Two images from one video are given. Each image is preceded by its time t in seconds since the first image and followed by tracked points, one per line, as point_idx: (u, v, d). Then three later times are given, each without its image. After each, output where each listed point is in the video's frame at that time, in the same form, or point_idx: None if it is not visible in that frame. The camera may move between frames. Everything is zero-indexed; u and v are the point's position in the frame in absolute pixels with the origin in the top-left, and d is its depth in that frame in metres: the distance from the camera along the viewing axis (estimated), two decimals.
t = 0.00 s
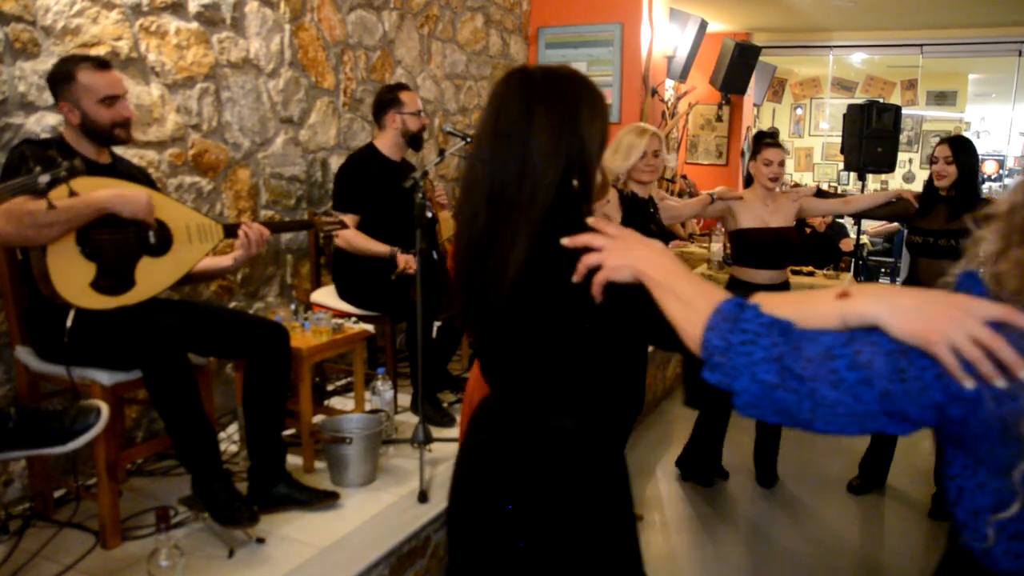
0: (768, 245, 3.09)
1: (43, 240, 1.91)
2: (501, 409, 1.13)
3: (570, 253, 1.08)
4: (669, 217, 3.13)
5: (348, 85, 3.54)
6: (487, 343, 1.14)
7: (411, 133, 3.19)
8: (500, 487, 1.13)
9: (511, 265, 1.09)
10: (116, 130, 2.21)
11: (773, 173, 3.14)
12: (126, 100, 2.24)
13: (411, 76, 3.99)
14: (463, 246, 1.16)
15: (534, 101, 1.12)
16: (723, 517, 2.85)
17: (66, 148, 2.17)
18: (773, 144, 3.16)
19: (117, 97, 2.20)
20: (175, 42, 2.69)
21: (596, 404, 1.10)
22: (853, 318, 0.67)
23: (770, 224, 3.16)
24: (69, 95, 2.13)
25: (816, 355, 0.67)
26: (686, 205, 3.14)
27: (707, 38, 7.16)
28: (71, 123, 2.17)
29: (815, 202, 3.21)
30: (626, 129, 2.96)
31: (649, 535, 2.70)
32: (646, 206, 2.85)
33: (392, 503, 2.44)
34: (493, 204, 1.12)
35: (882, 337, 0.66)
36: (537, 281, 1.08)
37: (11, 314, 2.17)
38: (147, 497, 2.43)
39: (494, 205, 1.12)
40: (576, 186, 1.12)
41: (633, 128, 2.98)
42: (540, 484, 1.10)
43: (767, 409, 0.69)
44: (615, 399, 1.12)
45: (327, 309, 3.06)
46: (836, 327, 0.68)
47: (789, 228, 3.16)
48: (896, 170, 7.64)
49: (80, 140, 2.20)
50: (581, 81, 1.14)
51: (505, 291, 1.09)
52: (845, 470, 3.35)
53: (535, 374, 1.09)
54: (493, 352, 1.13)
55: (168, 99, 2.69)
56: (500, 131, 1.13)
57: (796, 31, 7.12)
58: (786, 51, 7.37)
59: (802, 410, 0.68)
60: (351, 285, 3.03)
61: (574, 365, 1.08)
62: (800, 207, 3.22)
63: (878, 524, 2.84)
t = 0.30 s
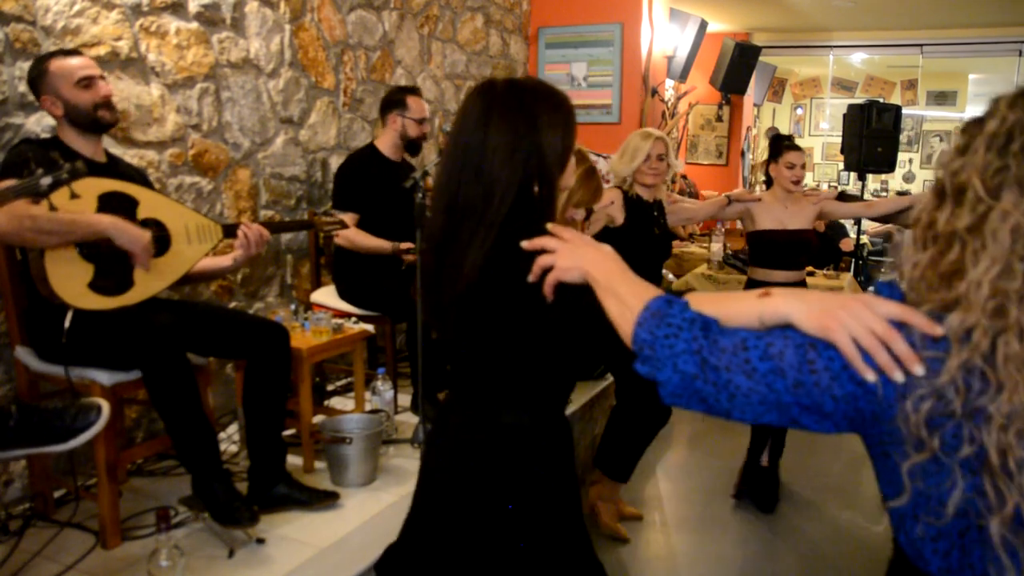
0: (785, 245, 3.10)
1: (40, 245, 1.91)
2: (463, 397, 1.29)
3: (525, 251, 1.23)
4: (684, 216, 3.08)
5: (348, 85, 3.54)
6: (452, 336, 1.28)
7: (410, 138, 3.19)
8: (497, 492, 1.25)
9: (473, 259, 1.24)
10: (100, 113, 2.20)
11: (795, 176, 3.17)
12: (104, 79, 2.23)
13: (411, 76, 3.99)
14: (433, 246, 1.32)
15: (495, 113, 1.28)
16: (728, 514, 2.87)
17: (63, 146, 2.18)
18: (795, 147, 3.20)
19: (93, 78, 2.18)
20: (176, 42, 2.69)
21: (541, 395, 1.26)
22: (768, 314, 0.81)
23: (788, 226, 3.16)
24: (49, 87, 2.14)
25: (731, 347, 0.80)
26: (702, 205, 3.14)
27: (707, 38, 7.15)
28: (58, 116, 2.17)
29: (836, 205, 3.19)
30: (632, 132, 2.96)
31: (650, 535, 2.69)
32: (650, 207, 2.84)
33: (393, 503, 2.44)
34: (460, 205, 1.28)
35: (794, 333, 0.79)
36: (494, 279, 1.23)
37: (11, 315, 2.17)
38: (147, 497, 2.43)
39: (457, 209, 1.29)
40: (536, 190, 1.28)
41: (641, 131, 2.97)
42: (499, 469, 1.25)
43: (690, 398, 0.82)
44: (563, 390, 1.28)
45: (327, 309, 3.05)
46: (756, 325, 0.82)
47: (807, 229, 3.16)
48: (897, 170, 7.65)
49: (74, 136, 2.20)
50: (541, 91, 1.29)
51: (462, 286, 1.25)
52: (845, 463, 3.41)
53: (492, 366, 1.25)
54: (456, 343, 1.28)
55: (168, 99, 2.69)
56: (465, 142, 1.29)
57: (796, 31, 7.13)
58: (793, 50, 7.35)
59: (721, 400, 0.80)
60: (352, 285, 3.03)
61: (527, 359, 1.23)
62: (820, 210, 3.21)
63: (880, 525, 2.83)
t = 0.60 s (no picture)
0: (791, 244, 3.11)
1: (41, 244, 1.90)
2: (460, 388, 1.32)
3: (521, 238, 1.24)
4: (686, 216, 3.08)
5: (348, 86, 3.54)
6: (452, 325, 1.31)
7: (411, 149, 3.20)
8: (496, 491, 1.28)
9: (469, 247, 1.26)
10: (101, 111, 2.20)
11: (805, 173, 3.13)
12: (105, 78, 2.23)
13: (411, 76, 3.99)
14: (431, 238, 1.34)
15: (493, 105, 1.29)
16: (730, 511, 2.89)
17: (63, 145, 2.18)
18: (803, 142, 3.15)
19: (95, 78, 2.19)
20: (175, 42, 2.70)
21: (538, 385, 1.28)
22: (760, 293, 0.84)
23: (796, 224, 3.16)
24: (49, 86, 2.13)
25: (721, 324, 0.81)
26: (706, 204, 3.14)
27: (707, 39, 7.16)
28: (58, 116, 2.17)
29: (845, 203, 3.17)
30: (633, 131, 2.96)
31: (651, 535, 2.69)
32: (650, 207, 2.84)
33: (393, 503, 2.44)
34: (457, 195, 1.30)
35: (784, 311, 0.80)
36: (489, 267, 1.24)
37: (11, 315, 2.17)
38: (147, 497, 2.43)
39: (456, 200, 1.30)
40: (533, 181, 1.29)
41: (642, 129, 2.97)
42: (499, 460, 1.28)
43: (681, 374, 0.82)
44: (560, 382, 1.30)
45: (327, 309, 3.05)
46: (748, 303, 0.85)
47: (814, 228, 3.16)
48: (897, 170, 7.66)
49: (74, 136, 2.20)
50: (538, 84, 1.31)
51: (459, 276, 1.27)
52: (851, 462, 3.39)
53: (489, 355, 1.27)
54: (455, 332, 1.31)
55: (168, 100, 2.69)
56: (463, 134, 1.31)
57: (796, 32, 7.14)
58: (790, 52, 7.36)
59: (711, 375, 0.80)
60: (352, 285, 3.03)
61: (525, 348, 1.26)
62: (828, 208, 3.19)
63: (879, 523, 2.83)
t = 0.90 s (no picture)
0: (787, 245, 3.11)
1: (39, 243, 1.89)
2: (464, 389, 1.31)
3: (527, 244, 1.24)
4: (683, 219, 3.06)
5: (348, 85, 3.54)
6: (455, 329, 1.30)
7: (414, 149, 3.20)
8: (497, 491, 1.28)
9: (474, 251, 1.26)
10: (103, 112, 2.20)
11: (799, 173, 3.15)
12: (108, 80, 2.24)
13: (411, 76, 3.99)
14: (437, 244, 1.33)
15: (501, 111, 1.29)
16: (730, 511, 2.88)
17: (63, 145, 2.17)
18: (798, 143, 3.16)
19: (99, 79, 2.20)
20: (175, 41, 2.69)
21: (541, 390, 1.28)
22: (775, 310, 0.83)
23: (792, 226, 3.14)
24: (53, 86, 2.14)
25: (733, 339, 0.81)
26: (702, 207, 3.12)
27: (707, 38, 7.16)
28: (60, 115, 2.17)
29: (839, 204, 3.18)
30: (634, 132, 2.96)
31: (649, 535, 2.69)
32: (650, 208, 2.84)
33: (393, 503, 2.44)
34: (462, 199, 1.30)
35: (796, 329, 0.81)
36: (494, 272, 1.25)
37: (11, 315, 2.18)
38: (147, 496, 2.43)
39: (462, 204, 1.30)
40: (540, 187, 1.28)
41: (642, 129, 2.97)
42: (498, 465, 1.28)
43: (691, 387, 0.83)
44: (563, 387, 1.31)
45: (327, 309, 3.05)
46: (762, 320, 0.84)
47: (810, 229, 3.15)
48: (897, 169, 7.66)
49: (75, 136, 2.20)
50: (545, 92, 1.31)
51: (463, 279, 1.27)
52: (853, 463, 3.37)
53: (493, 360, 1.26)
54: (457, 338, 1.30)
55: (168, 99, 2.69)
56: (472, 138, 1.30)
57: (796, 31, 7.13)
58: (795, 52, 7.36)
59: (721, 389, 0.81)
60: (352, 285, 3.03)
61: (529, 353, 1.25)
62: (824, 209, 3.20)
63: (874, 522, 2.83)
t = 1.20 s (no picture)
0: (768, 245, 3.08)
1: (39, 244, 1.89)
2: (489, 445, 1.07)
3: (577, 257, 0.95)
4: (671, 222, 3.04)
5: (348, 86, 3.54)
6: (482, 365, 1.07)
7: (407, 143, 3.17)
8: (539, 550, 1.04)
9: (516, 267, 0.97)
10: (102, 112, 2.20)
11: (779, 172, 3.18)
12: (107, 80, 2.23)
13: (411, 76, 3.99)
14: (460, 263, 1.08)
15: (537, 106, 1.03)
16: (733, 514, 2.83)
17: (63, 146, 2.17)
18: (779, 143, 3.20)
19: (98, 79, 2.19)
20: (175, 42, 2.69)
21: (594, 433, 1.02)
22: (843, 318, 0.88)
23: (773, 224, 3.14)
24: (52, 86, 2.13)
25: (816, 448, 0.80)
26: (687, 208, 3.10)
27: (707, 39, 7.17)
28: (58, 115, 2.16)
29: (819, 203, 3.20)
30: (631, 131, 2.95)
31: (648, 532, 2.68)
32: (647, 208, 2.84)
33: (393, 503, 2.44)
34: (497, 212, 1.03)
35: (853, 394, 0.82)
36: (542, 295, 0.95)
37: (10, 315, 2.17)
38: (146, 497, 2.43)
39: (497, 215, 1.02)
40: (583, 189, 1.02)
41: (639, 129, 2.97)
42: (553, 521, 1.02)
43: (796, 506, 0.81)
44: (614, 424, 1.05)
45: (327, 309, 3.05)
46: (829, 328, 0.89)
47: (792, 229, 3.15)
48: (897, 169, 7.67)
49: (74, 137, 2.20)
50: (578, 82, 1.05)
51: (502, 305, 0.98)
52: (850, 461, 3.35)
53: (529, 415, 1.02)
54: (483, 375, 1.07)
55: (168, 100, 2.69)
56: (504, 140, 1.04)
57: (795, 32, 7.14)
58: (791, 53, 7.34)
59: (818, 497, 0.80)
60: (352, 285, 3.03)
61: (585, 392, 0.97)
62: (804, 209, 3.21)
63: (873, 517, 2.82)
